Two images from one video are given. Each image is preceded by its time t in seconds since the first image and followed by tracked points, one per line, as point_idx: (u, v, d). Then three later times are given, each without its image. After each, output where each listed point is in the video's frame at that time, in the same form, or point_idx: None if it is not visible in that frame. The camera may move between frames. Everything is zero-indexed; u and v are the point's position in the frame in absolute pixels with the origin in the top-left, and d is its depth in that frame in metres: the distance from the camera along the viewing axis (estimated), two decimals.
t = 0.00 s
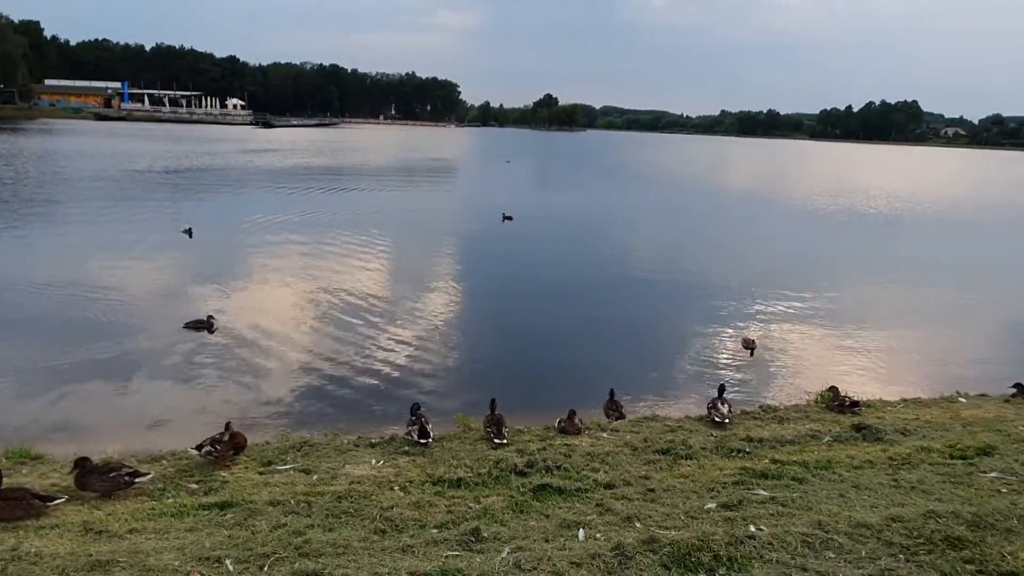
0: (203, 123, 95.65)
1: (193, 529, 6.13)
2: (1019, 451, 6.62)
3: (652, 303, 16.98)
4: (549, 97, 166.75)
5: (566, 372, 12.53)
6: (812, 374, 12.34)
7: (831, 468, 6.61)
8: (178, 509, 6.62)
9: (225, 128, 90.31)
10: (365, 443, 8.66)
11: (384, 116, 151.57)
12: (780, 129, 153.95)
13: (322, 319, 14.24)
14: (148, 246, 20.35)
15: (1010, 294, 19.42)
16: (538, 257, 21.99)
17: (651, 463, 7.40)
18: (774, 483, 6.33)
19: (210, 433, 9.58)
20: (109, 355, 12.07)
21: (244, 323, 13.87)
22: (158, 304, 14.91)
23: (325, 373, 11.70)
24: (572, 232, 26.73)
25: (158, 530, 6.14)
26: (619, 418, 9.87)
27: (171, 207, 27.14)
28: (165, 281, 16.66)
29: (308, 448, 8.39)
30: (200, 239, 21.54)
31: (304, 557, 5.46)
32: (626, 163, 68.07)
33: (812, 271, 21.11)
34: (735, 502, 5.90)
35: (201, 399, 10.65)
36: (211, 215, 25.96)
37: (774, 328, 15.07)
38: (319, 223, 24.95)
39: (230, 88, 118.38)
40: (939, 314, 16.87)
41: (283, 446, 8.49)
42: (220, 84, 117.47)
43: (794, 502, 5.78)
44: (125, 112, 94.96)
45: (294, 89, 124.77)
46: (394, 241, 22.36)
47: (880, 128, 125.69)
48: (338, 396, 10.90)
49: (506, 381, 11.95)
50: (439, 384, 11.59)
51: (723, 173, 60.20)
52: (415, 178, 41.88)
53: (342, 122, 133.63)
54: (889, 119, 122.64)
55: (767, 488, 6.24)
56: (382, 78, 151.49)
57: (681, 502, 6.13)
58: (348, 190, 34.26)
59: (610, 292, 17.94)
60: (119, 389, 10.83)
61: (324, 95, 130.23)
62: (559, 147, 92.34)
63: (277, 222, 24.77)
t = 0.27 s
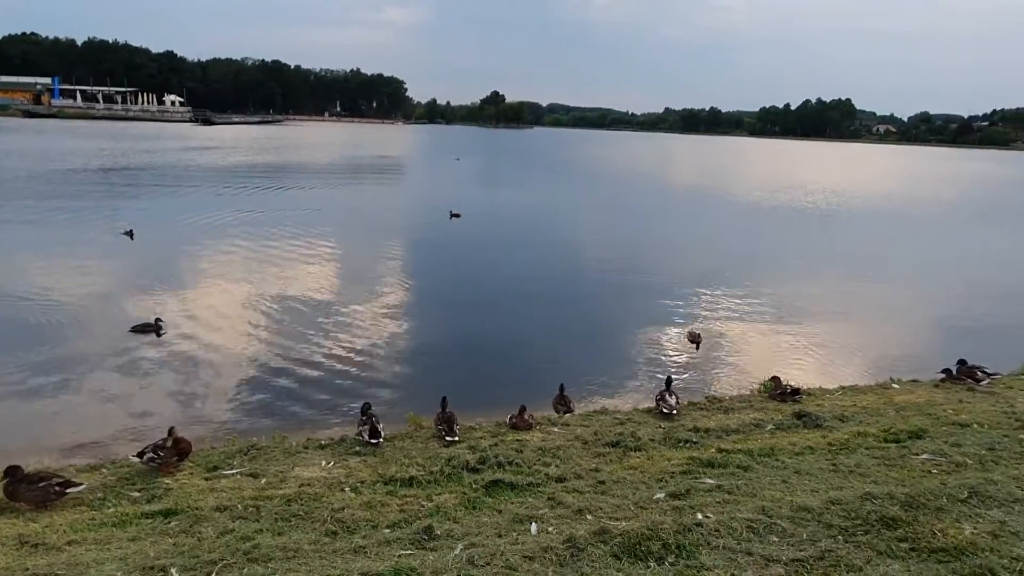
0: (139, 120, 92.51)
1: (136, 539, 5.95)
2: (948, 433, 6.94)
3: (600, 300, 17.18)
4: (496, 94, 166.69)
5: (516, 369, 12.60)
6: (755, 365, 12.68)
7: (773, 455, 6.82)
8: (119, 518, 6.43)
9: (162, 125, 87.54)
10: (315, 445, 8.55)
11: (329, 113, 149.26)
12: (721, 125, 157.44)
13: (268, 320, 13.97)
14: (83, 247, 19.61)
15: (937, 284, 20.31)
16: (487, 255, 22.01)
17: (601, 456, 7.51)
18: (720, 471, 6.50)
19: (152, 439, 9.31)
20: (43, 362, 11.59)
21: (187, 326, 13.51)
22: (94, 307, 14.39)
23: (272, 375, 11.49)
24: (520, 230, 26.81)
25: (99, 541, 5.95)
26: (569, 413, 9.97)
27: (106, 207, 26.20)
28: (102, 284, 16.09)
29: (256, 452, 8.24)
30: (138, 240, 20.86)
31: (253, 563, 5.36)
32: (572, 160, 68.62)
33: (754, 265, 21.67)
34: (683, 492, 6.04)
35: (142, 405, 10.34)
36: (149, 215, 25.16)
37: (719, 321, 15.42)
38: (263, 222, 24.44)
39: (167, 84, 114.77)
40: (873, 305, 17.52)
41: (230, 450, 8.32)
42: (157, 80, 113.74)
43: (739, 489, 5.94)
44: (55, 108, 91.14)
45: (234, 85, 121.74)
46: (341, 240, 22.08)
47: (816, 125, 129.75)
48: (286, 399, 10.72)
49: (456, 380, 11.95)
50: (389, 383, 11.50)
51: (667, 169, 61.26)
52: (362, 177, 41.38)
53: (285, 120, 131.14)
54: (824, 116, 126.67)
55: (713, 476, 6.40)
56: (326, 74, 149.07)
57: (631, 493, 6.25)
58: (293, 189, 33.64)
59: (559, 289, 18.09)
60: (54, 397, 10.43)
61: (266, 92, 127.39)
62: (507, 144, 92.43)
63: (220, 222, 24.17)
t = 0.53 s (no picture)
0: (67, 117, 88.79)
1: (68, 552, 5.73)
2: (878, 418, 7.23)
3: (545, 295, 17.29)
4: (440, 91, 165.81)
5: (462, 365, 12.58)
6: (697, 356, 12.97)
7: (715, 444, 7.00)
8: (51, 531, 6.18)
9: (92, 121, 84.26)
10: (258, 448, 8.38)
11: (269, 109, 146.01)
12: (663, 122, 160.15)
13: (208, 322, 13.62)
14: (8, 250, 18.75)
15: (868, 276, 21.11)
16: (433, 252, 21.90)
17: (547, 450, 7.57)
18: (664, 462, 6.63)
19: (86, 447, 8.97)
20: None
21: (122, 331, 13.07)
22: (22, 314, 13.80)
23: (212, 379, 11.21)
24: (466, 227, 26.76)
25: (29, 556, 5.71)
26: (516, 409, 10.01)
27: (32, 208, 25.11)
28: (30, 289, 15.43)
29: (196, 458, 8.04)
30: (69, 242, 20.05)
31: (194, 571, 5.23)
32: (518, 156, 68.83)
33: (695, 259, 22.14)
34: (627, 483, 6.14)
35: (75, 413, 9.95)
36: (80, 216, 24.21)
37: (662, 314, 15.72)
38: (201, 221, 23.79)
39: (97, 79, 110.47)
40: (809, 297, 18.09)
41: (168, 457, 8.08)
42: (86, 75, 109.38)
43: (681, 478, 6.08)
44: None
45: (169, 81, 118.00)
46: (283, 239, 21.66)
47: (753, 122, 133.14)
48: (227, 402, 10.47)
49: (402, 377, 11.88)
50: (334, 382, 11.36)
51: (611, 165, 62.02)
52: (304, 174, 40.68)
53: (224, 116, 127.90)
54: (761, 113, 130.08)
55: (657, 467, 6.53)
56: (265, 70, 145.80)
57: (577, 486, 6.32)
58: (233, 187, 32.84)
59: (505, 285, 18.14)
60: None
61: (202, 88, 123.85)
62: (452, 140, 92.10)
63: (155, 222, 23.43)
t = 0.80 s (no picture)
0: None
1: None
2: (812, 405, 7.49)
3: (492, 291, 17.31)
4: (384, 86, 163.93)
5: (409, 363, 12.50)
6: (641, 349, 13.18)
7: (658, 435, 7.13)
8: None
9: (16, 117, 80.44)
10: (197, 453, 8.17)
11: (206, 104, 141.92)
12: (606, 118, 161.95)
13: (144, 325, 13.21)
14: None
15: (805, 268, 21.77)
16: (378, 249, 21.68)
17: (494, 446, 7.59)
18: (608, 454, 6.73)
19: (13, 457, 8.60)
20: None
21: (52, 335, 12.56)
22: None
23: (149, 383, 10.87)
24: (412, 223, 26.57)
25: None
26: (463, 405, 10.00)
27: None
28: None
29: (132, 465, 7.78)
30: None
31: None
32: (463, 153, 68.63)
33: (640, 254, 22.48)
34: (572, 476, 6.20)
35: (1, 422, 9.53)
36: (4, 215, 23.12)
37: (607, 309, 15.92)
38: (135, 220, 23.01)
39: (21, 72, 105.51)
40: (749, 288, 18.56)
41: (102, 465, 7.81)
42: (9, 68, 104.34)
43: (625, 469, 6.18)
44: None
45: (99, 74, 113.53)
46: (223, 238, 21.13)
47: (693, 118, 135.83)
48: (165, 407, 10.17)
49: (348, 376, 11.74)
50: (277, 382, 11.14)
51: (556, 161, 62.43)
52: (244, 171, 39.73)
53: (158, 112, 123.76)
54: (700, 109, 132.83)
55: (602, 459, 6.61)
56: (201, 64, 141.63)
57: (523, 480, 6.36)
58: (169, 184, 31.85)
59: (451, 281, 18.09)
60: None
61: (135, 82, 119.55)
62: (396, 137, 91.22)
63: (86, 221, 22.55)
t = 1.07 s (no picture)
0: None
1: None
2: (753, 396, 7.69)
3: (442, 289, 17.26)
4: (329, 82, 161.39)
5: (359, 363, 12.38)
6: (589, 345, 13.32)
7: (605, 429, 7.22)
8: None
9: None
10: (136, 460, 7.91)
11: (143, 100, 137.39)
12: (554, 116, 162.85)
13: (79, 328, 12.73)
14: None
15: (749, 263, 22.31)
16: (325, 248, 21.38)
17: (442, 444, 7.56)
18: (557, 449, 6.78)
19: None
20: None
21: None
22: None
23: (84, 388, 10.49)
24: (360, 221, 26.26)
25: None
26: (412, 404, 9.93)
27: None
28: None
29: (66, 474, 7.50)
30: None
31: None
32: (411, 150, 68.13)
33: (589, 251, 22.72)
34: (521, 472, 6.23)
35: None
36: None
37: (555, 305, 16.03)
38: (69, 219, 22.14)
39: None
40: (695, 284, 18.95)
41: (34, 474, 7.50)
42: None
43: (574, 464, 6.23)
44: None
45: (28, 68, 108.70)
46: (163, 237, 20.52)
47: (639, 116, 137.78)
48: (101, 412, 9.83)
49: (296, 377, 11.55)
50: (220, 384, 10.89)
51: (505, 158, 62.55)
52: (184, 168, 38.63)
53: (92, 107, 119.20)
54: (646, 108, 134.80)
55: (550, 454, 6.66)
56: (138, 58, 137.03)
57: (472, 478, 6.36)
58: (105, 182, 30.75)
59: (401, 280, 17.97)
60: None
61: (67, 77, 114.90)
62: (343, 134, 89.97)
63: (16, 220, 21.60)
